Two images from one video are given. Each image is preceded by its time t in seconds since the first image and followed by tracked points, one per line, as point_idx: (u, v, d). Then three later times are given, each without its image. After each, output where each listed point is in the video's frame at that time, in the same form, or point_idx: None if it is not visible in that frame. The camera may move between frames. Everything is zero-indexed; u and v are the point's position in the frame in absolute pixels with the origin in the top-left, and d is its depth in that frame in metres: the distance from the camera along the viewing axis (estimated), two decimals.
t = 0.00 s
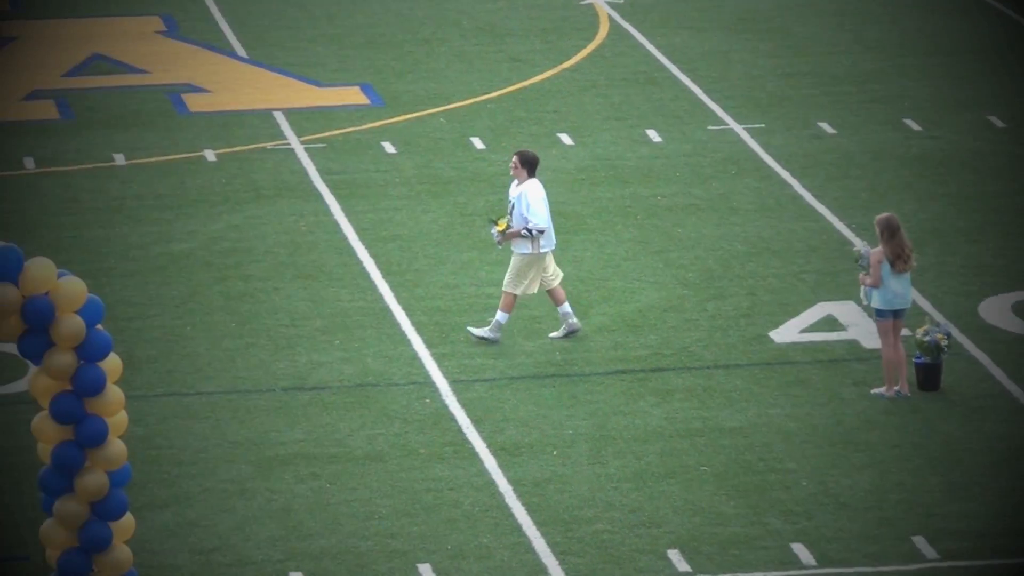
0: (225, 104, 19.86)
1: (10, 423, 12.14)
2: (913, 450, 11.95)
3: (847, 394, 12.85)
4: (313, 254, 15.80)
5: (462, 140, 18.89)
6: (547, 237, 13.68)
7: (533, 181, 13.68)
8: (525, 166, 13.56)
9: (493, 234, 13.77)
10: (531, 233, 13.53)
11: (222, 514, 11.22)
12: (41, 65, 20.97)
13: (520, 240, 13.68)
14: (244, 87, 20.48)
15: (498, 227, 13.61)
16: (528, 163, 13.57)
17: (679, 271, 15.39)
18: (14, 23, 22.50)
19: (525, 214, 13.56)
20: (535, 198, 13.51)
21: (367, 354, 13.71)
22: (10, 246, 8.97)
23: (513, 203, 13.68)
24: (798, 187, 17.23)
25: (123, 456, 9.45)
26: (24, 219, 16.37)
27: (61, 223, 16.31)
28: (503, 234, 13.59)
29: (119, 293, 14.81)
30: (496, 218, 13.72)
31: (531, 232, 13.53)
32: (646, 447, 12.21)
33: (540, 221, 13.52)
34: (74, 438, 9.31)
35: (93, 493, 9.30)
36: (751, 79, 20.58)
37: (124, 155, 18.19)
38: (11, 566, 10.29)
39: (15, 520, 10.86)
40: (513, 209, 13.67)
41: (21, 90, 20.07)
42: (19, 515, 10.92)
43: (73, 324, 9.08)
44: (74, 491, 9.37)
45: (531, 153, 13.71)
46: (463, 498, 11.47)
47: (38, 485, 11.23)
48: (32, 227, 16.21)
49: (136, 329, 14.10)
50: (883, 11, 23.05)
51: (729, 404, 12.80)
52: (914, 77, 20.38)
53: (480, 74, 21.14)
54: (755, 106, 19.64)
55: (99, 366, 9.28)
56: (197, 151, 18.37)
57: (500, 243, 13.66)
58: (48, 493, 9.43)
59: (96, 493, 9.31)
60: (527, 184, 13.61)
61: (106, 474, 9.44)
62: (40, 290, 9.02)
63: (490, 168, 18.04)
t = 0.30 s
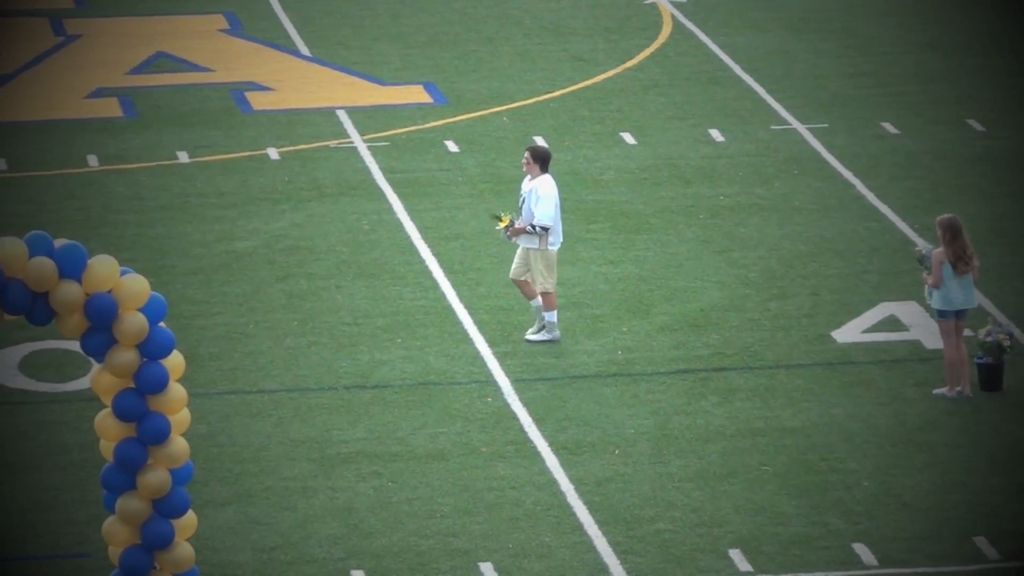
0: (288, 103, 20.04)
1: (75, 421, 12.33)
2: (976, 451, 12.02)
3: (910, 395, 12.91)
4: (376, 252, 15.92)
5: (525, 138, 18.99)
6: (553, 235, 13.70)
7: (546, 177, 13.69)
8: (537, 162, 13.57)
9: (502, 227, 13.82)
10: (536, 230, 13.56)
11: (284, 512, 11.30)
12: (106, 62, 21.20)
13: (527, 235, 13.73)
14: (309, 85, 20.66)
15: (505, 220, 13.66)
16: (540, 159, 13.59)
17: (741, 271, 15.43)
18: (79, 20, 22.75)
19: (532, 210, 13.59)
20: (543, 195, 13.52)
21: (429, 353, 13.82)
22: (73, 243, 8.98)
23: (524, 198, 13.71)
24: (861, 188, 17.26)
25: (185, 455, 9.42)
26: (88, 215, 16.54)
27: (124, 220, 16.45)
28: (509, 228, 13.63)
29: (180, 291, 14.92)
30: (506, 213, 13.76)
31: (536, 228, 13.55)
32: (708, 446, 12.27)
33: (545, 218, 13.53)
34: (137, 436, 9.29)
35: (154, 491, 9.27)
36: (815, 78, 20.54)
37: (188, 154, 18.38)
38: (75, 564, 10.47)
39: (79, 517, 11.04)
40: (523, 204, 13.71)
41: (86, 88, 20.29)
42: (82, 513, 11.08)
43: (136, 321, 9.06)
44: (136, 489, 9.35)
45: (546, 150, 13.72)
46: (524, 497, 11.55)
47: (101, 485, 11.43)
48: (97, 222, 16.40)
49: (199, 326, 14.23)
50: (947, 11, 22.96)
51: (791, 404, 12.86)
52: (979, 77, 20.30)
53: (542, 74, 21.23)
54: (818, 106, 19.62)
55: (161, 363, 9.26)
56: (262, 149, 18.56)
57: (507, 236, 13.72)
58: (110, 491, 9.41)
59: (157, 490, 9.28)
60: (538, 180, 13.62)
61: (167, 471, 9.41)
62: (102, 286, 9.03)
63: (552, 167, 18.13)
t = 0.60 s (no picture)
0: (338, 99, 20.17)
1: (124, 417, 12.49)
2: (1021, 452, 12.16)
3: (958, 394, 12.98)
4: (425, 249, 16.02)
5: (574, 135, 19.05)
6: (549, 234, 13.69)
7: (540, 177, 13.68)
8: (531, 162, 13.57)
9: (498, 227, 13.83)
10: (529, 229, 13.56)
11: (332, 508, 11.38)
12: (156, 58, 21.38)
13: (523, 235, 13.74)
14: (358, 81, 20.79)
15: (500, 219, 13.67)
16: (534, 159, 13.59)
17: (790, 268, 15.46)
18: (129, 15, 22.95)
19: (526, 210, 13.59)
20: (536, 195, 13.51)
21: (478, 349, 13.90)
22: (122, 239, 9.04)
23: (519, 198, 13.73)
24: (911, 186, 17.29)
25: (233, 450, 9.45)
26: (138, 210, 16.70)
27: (173, 216, 16.61)
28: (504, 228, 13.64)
29: (230, 286, 15.05)
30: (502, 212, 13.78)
31: (529, 228, 13.56)
32: (756, 443, 12.33)
33: (538, 218, 13.52)
34: (185, 431, 9.34)
35: (203, 486, 9.32)
36: (865, 76, 20.50)
37: (237, 150, 18.53)
38: (125, 559, 10.62)
39: (128, 512, 11.19)
40: (518, 203, 13.70)
41: (136, 83, 20.47)
42: (130, 509, 11.23)
43: (183, 317, 9.09)
44: (184, 484, 9.41)
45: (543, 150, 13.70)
46: (573, 493, 11.63)
47: (149, 480, 11.58)
48: (147, 217, 16.57)
49: (249, 320, 14.36)
50: (997, 9, 22.90)
51: (839, 402, 12.92)
52: None
53: (591, 71, 21.28)
54: (867, 104, 19.61)
55: (210, 359, 9.29)
56: (311, 145, 18.70)
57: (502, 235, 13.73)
58: (158, 486, 9.49)
59: (206, 486, 9.33)
60: (533, 180, 13.62)
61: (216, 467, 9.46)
62: (151, 282, 9.07)
63: (601, 164, 18.20)
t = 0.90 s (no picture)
0: (384, 95, 20.28)
1: (168, 413, 12.64)
2: None
3: (1002, 392, 13.00)
4: (469, 246, 16.11)
5: (618, 132, 19.10)
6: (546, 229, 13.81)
7: (533, 171, 13.80)
8: (525, 157, 13.67)
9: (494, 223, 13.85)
10: (532, 223, 13.64)
11: (376, 505, 11.47)
12: (202, 54, 21.54)
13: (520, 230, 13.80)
14: (403, 78, 20.91)
15: (500, 216, 13.69)
16: (527, 153, 13.68)
17: (834, 266, 15.47)
18: (174, 12, 23.14)
19: (527, 204, 13.68)
20: (536, 189, 13.64)
21: (522, 346, 13.97)
22: (168, 235, 9.10)
23: (514, 194, 13.80)
24: (955, 185, 17.28)
25: (278, 446, 9.51)
26: (183, 207, 16.86)
27: (218, 212, 16.75)
28: (505, 224, 13.68)
29: (275, 282, 15.17)
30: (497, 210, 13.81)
31: (533, 222, 13.64)
32: (800, 440, 12.36)
33: (540, 212, 13.63)
34: (230, 428, 9.38)
35: (247, 483, 9.37)
36: (910, 74, 20.45)
37: (282, 146, 18.67)
38: (170, 554, 10.75)
39: (172, 508, 11.33)
40: (514, 199, 13.78)
41: (181, 79, 20.64)
42: (174, 505, 11.37)
43: (228, 312, 9.14)
44: (228, 480, 9.47)
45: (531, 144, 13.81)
46: (617, 491, 11.68)
47: (194, 477, 11.71)
48: (192, 214, 16.72)
49: (293, 317, 14.47)
50: None
51: (883, 400, 12.95)
52: None
53: (635, 68, 21.32)
54: (912, 102, 19.59)
55: (254, 355, 9.34)
56: (356, 142, 18.82)
57: (500, 232, 13.75)
58: (203, 483, 9.54)
59: (250, 482, 9.38)
60: (527, 175, 13.72)
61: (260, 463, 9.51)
62: (195, 278, 9.13)
63: (646, 161, 18.24)
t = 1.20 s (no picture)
0: (430, 93, 20.40)
1: (214, 410, 12.81)
2: None
3: None
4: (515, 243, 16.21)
5: (664, 131, 19.14)
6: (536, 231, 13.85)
7: (526, 172, 13.74)
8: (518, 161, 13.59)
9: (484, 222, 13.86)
10: (522, 228, 13.70)
11: (422, 502, 11.58)
12: (250, 52, 21.72)
13: (510, 232, 13.86)
14: (449, 75, 21.02)
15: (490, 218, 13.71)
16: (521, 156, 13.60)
17: (880, 265, 15.47)
18: (221, 10, 23.32)
19: (517, 208, 13.70)
20: (528, 193, 13.63)
21: (568, 345, 14.05)
22: (214, 233, 9.17)
23: (505, 195, 13.77)
24: (1003, 185, 17.25)
25: (323, 444, 9.58)
26: (230, 203, 17.02)
27: (264, 209, 16.90)
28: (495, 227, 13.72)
29: (321, 279, 15.31)
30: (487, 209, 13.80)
31: (523, 227, 13.70)
32: (846, 439, 12.39)
33: (532, 217, 13.68)
34: (276, 425, 9.46)
35: (292, 480, 9.44)
36: (958, 74, 20.42)
37: (328, 144, 18.81)
38: (216, 551, 10.90)
39: (218, 505, 11.48)
40: (506, 200, 13.77)
41: (228, 77, 20.82)
42: (220, 501, 11.52)
43: (274, 310, 9.18)
44: (274, 477, 9.55)
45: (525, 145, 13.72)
46: (662, 489, 11.75)
47: (239, 474, 11.86)
48: (240, 210, 16.87)
49: (340, 314, 14.60)
50: None
51: (929, 399, 12.96)
52: None
53: (680, 66, 21.36)
54: (959, 101, 19.56)
55: (300, 352, 9.39)
56: (402, 140, 18.95)
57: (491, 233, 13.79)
58: (249, 479, 9.63)
59: (295, 479, 9.45)
60: (520, 177, 13.69)
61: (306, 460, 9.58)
62: (241, 276, 9.19)
63: (692, 159, 18.28)
